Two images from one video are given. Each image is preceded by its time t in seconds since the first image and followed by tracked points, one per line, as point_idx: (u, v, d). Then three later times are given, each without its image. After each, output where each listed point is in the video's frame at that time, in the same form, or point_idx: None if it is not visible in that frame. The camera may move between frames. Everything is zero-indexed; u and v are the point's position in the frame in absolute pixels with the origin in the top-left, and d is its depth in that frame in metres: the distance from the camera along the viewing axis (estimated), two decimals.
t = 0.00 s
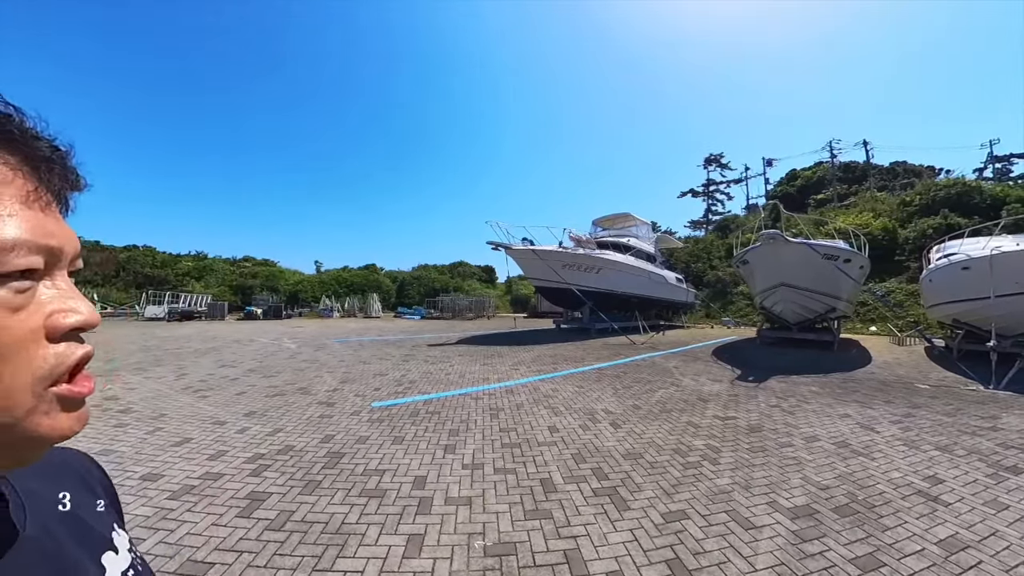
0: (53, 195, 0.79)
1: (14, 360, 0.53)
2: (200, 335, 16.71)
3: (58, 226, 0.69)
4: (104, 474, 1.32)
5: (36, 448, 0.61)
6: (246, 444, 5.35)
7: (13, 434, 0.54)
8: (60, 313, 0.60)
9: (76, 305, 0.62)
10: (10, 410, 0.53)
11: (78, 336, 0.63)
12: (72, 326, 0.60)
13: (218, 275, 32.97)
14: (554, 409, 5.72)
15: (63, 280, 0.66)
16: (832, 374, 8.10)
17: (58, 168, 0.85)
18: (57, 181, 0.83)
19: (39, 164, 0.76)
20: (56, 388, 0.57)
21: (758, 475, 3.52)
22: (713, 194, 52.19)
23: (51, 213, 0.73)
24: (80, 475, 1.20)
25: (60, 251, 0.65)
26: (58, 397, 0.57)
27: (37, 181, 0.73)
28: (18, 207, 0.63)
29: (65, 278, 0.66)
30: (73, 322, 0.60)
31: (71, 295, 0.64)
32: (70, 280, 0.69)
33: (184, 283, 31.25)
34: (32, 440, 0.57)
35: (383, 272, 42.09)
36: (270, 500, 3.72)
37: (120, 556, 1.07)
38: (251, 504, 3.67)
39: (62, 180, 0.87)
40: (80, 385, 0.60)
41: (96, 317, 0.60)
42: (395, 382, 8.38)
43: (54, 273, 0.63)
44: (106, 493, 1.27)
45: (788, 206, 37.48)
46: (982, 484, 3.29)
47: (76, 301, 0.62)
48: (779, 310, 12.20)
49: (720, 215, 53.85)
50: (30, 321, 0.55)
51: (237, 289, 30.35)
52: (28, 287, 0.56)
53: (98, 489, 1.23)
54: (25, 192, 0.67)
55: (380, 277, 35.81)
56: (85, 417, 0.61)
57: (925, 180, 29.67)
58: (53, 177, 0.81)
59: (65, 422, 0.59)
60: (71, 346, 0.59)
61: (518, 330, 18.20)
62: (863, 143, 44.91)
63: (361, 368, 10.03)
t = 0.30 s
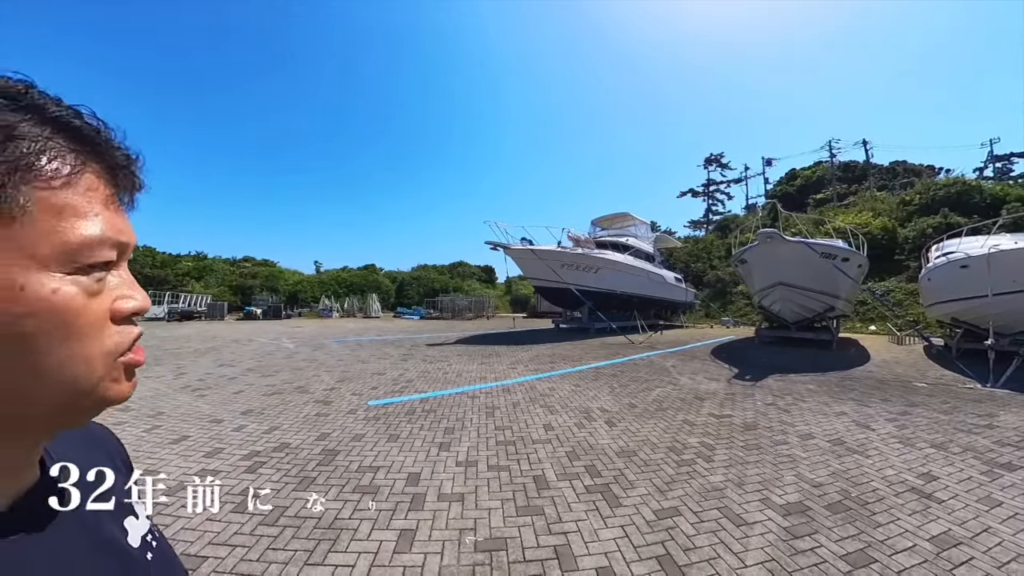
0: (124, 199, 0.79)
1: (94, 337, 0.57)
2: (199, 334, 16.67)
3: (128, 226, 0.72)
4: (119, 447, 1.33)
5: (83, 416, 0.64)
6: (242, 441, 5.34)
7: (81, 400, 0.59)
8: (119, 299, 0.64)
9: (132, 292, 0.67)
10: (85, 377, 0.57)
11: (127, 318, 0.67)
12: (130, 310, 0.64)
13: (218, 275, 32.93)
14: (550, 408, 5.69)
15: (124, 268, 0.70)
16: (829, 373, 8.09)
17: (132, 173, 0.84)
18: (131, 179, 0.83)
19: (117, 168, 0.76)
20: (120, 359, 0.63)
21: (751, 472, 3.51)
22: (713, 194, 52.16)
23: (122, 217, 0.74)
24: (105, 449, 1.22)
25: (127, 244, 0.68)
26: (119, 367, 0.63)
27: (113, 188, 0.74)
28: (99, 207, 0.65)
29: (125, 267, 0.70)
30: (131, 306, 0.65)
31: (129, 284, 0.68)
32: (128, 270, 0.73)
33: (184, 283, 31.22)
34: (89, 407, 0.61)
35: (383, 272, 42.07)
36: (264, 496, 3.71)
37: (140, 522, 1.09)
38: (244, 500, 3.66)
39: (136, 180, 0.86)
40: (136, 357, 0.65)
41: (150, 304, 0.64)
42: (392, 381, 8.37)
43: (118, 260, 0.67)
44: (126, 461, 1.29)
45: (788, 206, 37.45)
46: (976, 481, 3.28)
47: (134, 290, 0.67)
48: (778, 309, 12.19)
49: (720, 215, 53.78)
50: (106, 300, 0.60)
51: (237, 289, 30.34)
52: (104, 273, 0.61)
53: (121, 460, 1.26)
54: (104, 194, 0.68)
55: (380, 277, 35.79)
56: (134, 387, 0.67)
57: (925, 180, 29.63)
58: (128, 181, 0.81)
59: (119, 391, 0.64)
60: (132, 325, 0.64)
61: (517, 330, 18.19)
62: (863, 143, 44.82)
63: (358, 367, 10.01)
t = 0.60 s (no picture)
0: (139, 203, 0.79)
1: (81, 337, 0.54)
2: (196, 335, 16.60)
3: (140, 227, 0.70)
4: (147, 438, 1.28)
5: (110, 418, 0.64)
6: (235, 442, 5.29)
7: (92, 399, 0.57)
8: (132, 298, 0.62)
9: (149, 291, 0.65)
10: (79, 376, 0.55)
11: (148, 320, 0.65)
12: (141, 307, 0.61)
13: (217, 276, 32.83)
14: (545, 408, 5.63)
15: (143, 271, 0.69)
16: (829, 373, 8.03)
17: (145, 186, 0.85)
18: (144, 189, 0.85)
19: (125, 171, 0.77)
20: (122, 363, 0.58)
21: (748, 474, 3.45)
22: (713, 194, 52.11)
23: (132, 213, 0.73)
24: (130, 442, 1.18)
25: (137, 246, 0.66)
26: (129, 366, 0.59)
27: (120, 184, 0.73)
28: (105, 204, 0.65)
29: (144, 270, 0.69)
30: (143, 305, 0.62)
31: (144, 281, 0.66)
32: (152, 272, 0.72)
33: (183, 284, 31.14)
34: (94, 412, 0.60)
35: (383, 272, 41.99)
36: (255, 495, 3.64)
37: (168, 517, 1.05)
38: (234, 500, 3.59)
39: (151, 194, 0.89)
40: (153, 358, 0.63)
41: (156, 303, 0.62)
42: (388, 381, 8.31)
43: (133, 261, 0.66)
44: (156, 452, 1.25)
45: (788, 206, 37.41)
46: (975, 483, 3.22)
47: (149, 289, 0.65)
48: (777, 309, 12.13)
49: (720, 215, 53.73)
50: (106, 298, 0.58)
51: (236, 290, 30.24)
52: (101, 268, 0.59)
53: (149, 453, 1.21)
54: (109, 188, 0.69)
55: (380, 277, 35.72)
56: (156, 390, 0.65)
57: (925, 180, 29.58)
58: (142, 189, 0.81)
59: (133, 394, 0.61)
60: (141, 325, 0.61)
61: (516, 330, 18.12)
62: (863, 142, 44.73)
63: (355, 368, 9.96)
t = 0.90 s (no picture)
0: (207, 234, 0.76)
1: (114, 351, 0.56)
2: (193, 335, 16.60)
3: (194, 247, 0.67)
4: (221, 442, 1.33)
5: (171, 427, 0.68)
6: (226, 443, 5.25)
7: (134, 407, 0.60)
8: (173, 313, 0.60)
9: (192, 306, 0.62)
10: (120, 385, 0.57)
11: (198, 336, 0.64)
12: (178, 322, 0.60)
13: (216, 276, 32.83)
14: (540, 410, 5.59)
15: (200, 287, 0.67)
16: (826, 373, 8.00)
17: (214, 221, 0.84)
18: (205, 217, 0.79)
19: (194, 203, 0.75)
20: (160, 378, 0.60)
21: (742, 478, 3.40)
22: (713, 194, 52.04)
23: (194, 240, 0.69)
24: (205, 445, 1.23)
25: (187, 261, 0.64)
26: (167, 378, 0.60)
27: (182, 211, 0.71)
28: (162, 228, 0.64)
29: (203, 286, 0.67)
30: (184, 321, 0.60)
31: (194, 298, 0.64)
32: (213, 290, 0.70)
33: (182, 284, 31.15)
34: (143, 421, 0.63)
35: (382, 273, 41.97)
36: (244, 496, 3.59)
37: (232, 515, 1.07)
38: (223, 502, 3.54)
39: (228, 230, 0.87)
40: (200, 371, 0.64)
41: (180, 318, 0.59)
42: (384, 382, 8.27)
43: (185, 280, 0.64)
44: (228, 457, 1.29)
45: (788, 206, 37.36)
46: (972, 488, 3.17)
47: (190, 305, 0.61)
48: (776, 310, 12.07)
49: (720, 215, 53.66)
50: (144, 314, 0.57)
51: (235, 290, 30.19)
52: (141, 285, 0.58)
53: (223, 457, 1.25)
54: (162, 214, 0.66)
55: (379, 278, 35.68)
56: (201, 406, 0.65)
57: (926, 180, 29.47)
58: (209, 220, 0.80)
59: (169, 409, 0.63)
60: (178, 339, 0.60)
61: (514, 330, 18.08)
62: (862, 142, 44.65)
63: (352, 368, 9.91)
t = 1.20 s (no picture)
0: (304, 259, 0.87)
1: (218, 361, 0.69)
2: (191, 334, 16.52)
3: (298, 275, 0.78)
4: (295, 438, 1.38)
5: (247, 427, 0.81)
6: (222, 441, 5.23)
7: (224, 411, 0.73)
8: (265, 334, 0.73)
9: (279, 328, 0.73)
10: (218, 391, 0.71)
11: (285, 356, 0.75)
12: (266, 345, 0.72)
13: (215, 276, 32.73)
14: (536, 410, 5.57)
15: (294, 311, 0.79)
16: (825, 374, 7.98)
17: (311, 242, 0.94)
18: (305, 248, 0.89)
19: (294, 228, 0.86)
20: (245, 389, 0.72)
21: (738, 479, 3.39)
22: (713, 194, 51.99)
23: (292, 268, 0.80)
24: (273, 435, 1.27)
25: (286, 288, 0.75)
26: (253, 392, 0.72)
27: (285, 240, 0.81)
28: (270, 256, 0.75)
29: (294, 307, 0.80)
30: (272, 343, 0.72)
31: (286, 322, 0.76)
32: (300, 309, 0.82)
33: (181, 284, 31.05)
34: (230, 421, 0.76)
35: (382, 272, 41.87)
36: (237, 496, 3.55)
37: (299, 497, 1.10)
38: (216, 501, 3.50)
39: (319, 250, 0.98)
40: (279, 387, 0.74)
41: (270, 345, 0.70)
42: (381, 381, 8.24)
43: (280, 302, 0.75)
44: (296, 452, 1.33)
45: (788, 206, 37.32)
46: (967, 488, 3.16)
47: (279, 327, 0.73)
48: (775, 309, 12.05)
49: (720, 214, 53.60)
50: (243, 333, 0.70)
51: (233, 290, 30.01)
52: (245, 310, 0.71)
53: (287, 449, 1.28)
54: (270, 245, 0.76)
55: (378, 278, 35.58)
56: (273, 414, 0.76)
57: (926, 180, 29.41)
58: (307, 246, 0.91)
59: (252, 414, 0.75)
60: (267, 358, 0.72)
61: (513, 330, 18.04)
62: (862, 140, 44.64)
63: (349, 368, 9.89)
